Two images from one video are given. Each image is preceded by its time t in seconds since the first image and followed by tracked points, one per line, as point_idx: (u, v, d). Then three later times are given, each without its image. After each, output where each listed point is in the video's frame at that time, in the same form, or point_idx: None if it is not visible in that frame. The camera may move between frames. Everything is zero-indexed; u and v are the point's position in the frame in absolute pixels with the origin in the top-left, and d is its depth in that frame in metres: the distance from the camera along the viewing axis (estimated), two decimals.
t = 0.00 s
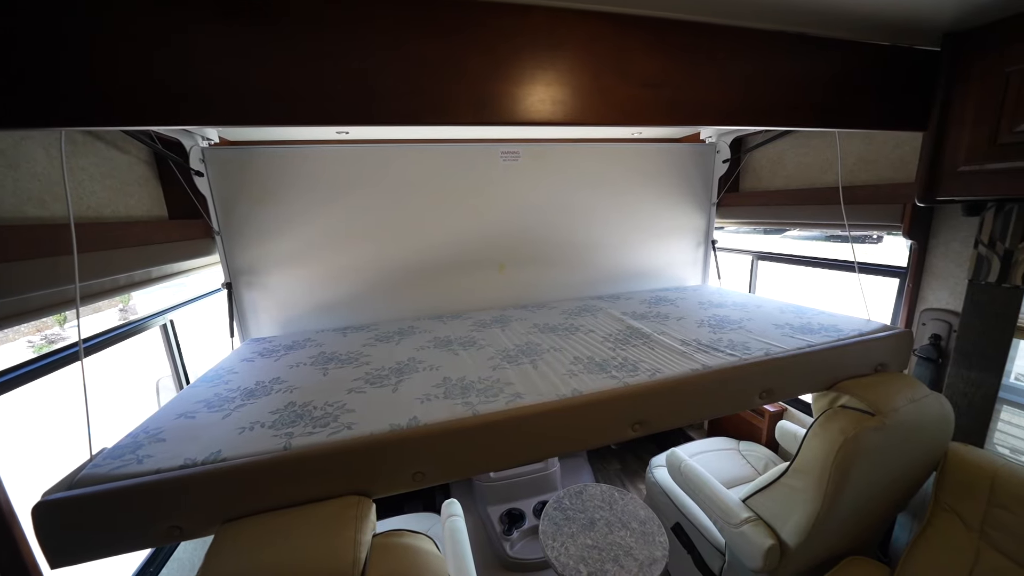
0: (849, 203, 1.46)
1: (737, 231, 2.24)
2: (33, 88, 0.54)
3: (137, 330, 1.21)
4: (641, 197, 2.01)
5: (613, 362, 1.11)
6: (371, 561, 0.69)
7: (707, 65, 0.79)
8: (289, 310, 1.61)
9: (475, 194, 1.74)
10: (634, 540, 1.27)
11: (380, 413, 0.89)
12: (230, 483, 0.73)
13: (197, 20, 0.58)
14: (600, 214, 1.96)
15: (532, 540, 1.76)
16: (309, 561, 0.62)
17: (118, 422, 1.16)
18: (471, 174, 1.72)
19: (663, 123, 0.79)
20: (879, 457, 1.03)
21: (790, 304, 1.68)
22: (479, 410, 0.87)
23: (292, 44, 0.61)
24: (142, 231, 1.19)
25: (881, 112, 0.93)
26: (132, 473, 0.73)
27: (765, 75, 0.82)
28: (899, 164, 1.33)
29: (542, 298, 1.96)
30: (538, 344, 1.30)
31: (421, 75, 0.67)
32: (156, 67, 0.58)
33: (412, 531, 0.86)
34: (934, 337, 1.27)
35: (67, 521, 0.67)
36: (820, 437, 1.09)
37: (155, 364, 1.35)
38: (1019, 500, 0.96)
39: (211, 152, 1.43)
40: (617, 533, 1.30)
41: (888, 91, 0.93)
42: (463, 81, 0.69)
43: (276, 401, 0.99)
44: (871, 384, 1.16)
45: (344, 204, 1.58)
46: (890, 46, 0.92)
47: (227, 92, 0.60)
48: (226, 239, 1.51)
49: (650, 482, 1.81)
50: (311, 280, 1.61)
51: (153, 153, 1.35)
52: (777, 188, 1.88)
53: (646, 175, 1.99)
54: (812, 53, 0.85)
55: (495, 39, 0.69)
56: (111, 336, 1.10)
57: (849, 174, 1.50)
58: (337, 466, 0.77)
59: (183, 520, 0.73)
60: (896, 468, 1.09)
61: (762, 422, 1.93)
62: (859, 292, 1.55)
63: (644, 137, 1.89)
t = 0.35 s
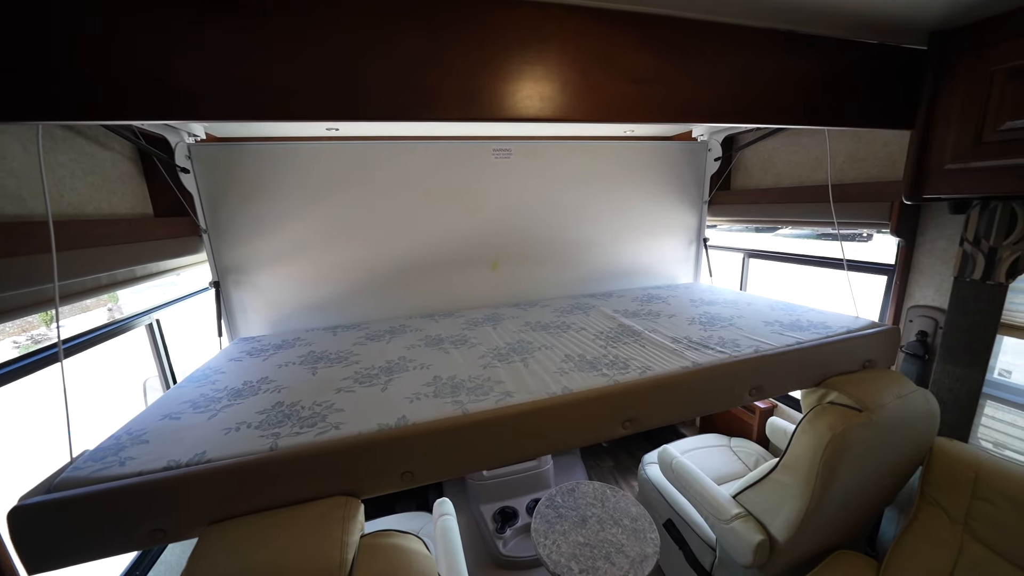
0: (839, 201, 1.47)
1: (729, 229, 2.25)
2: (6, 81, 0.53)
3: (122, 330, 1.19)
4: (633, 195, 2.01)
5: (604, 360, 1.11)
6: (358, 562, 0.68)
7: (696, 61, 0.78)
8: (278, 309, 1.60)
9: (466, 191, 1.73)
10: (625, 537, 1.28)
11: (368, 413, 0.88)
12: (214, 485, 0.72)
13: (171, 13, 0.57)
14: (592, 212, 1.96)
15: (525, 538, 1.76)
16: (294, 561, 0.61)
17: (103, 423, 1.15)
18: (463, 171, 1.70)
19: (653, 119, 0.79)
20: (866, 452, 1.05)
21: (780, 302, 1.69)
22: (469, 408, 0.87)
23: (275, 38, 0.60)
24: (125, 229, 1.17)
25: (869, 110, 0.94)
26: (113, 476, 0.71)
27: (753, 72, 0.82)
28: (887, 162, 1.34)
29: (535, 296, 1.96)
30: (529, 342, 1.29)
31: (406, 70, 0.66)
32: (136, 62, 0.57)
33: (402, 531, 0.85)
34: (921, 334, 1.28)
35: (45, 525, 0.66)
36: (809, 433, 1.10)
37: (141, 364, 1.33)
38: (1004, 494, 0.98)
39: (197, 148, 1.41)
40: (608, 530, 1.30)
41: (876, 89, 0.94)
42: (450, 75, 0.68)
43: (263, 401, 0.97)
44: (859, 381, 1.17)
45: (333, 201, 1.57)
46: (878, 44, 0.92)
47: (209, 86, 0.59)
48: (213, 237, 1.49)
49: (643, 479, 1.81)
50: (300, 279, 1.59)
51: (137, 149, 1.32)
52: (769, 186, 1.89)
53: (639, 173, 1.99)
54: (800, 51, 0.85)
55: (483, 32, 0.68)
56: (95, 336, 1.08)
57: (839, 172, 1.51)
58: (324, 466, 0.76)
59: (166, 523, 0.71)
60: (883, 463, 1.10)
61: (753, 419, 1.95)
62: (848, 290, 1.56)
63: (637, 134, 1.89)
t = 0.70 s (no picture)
0: (830, 197, 1.48)
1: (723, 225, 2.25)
2: None
3: (109, 331, 1.17)
4: (626, 192, 2.01)
5: (597, 358, 1.11)
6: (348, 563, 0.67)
7: (686, 56, 0.78)
8: (269, 309, 1.58)
9: (459, 189, 1.72)
10: (619, 533, 1.28)
11: (359, 413, 0.87)
12: (202, 487, 0.71)
13: (150, 7, 0.56)
14: (585, 209, 1.95)
15: (520, 536, 1.75)
16: (283, 563, 0.61)
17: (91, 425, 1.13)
18: (456, 169, 1.69)
19: (644, 115, 0.78)
20: (857, 447, 1.05)
21: (773, 298, 1.69)
22: (461, 407, 0.86)
23: (260, 34, 0.60)
24: (111, 228, 1.15)
25: (859, 105, 0.94)
26: (99, 480, 0.70)
27: (743, 66, 0.82)
28: (877, 158, 1.35)
29: (529, 294, 1.96)
30: (522, 340, 1.29)
31: (391, 65, 0.65)
32: (118, 58, 0.56)
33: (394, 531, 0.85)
34: (911, 328, 1.29)
35: (27, 531, 0.65)
36: (800, 428, 1.10)
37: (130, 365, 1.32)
38: (991, 487, 0.99)
39: (185, 146, 1.39)
40: (603, 527, 1.30)
41: (865, 84, 0.94)
42: (437, 71, 0.67)
43: (253, 402, 0.97)
44: (850, 375, 1.17)
45: (324, 199, 1.55)
46: (867, 39, 0.92)
47: (190, 81, 0.58)
48: (202, 237, 1.47)
49: (637, 475, 1.82)
50: (291, 278, 1.58)
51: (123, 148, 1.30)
52: (761, 182, 1.89)
53: (632, 170, 1.99)
54: (790, 45, 0.85)
55: (469, 27, 0.67)
56: (82, 339, 1.07)
57: (831, 168, 1.52)
58: (315, 466, 0.76)
59: (153, 526, 0.70)
60: (874, 457, 1.11)
61: (747, 414, 1.96)
62: (839, 286, 1.57)
63: (630, 131, 1.88)
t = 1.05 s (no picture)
0: (821, 195, 1.49)
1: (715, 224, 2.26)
2: None
3: (95, 332, 1.16)
4: (619, 190, 2.01)
5: (589, 356, 1.11)
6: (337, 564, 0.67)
7: (674, 54, 0.78)
8: (259, 309, 1.56)
9: (451, 187, 1.71)
10: (612, 531, 1.28)
11: (349, 413, 0.87)
12: (188, 491, 0.70)
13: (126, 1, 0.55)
14: (578, 207, 1.95)
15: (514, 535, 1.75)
16: (270, 566, 0.60)
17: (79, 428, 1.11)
18: (448, 168, 1.69)
19: (633, 113, 0.78)
20: (846, 443, 1.06)
21: (765, 295, 1.70)
22: (451, 407, 0.86)
23: (244, 29, 0.59)
24: (96, 227, 1.13)
25: (848, 103, 0.94)
26: (81, 484, 0.69)
27: (732, 64, 0.82)
28: (866, 156, 1.36)
29: (522, 292, 1.95)
30: (514, 339, 1.29)
31: (377, 62, 0.64)
32: (98, 54, 0.55)
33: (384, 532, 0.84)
34: (900, 325, 1.30)
35: (6, 537, 0.63)
36: (791, 425, 1.11)
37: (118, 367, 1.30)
38: (979, 482, 1.00)
39: (172, 145, 1.37)
40: (596, 525, 1.31)
41: (854, 82, 0.94)
42: (423, 67, 0.66)
43: (241, 403, 0.95)
44: (840, 372, 1.18)
45: (315, 198, 1.54)
46: (855, 38, 0.93)
47: (170, 77, 0.57)
48: (190, 236, 1.45)
49: (631, 473, 1.82)
50: (281, 278, 1.56)
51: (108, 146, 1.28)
52: (753, 180, 1.90)
53: (625, 168, 1.99)
54: (779, 44, 0.85)
55: (457, 23, 0.67)
56: (67, 339, 1.05)
57: (821, 166, 1.53)
58: (302, 468, 0.75)
59: (137, 531, 0.69)
60: (863, 453, 1.12)
61: (739, 411, 1.97)
62: (830, 283, 1.58)
63: (622, 130, 1.88)
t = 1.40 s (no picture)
0: (812, 194, 1.50)
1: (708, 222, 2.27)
2: None
3: (82, 333, 1.14)
4: (612, 189, 2.01)
5: (581, 355, 1.11)
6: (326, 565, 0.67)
7: (664, 53, 0.78)
8: (250, 309, 1.55)
9: (444, 186, 1.70)
10: (606, 530, 1.28)
11: (339, 414, 0.86)
12: (174, 493, 0.69)
13: None
14: (572, 206, 1.95)
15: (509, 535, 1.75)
16: (258, 569, 0.59)
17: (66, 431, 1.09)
18: (440, 166, 1.68)
19: (623, 111, 0.78)
20: (836, 440, 1.07)
21: (757, 294, 1.71)
22: (442, 407, 0.85)
23: (231, 25, 0.58)
24: (81, 227, 1.11)
25: (836, 102, 0.95)
26: (63, 488, 0.67)
27: (722, 63, 0.82)
28: (856, 155, 1.37)
29: (516, 292, 1.95)
30: (507, 338, 1.29)
31: (364, 59, 0.63)
32: (80, 51, 0.54)
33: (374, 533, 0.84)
34: (889, 323, 1.32)
35: None
36: (782, 422, 1.11)
37: (106, 369, 1.28)
38: (966, 476, 1.02)
39: (159, 143, 1.35)
40: (589, 524, 1.31)
41: (843, 81, 0.95)
42: (411, 64, 0.65)
43: (229, 404, 0.94)
44: (830, 369, 1.19)
45: (306, 197, 1.52)
46: (844, 37, 0.93)
47: (152, 74, 0.56)
48: (179, 236, 1.43)
49: (624, 471, 1.83)
50: (272, 278, 1.55)
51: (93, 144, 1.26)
52: (745, 179, 1.91)
53: (618, 167, 1.99)
54: (768, 43, 0.85)
55: (445, 19, 0.66)
56: (54, 339, 1.04)
57: (812, 165, 1.54)
58: (290, 469, 0.74)
59: (122, 535, 0.68)
60: (853, 450, 1.13)
61: (732, 409, 1.98)
62: (821, 281, 1.59)
63: (615, 129, 1.89)
